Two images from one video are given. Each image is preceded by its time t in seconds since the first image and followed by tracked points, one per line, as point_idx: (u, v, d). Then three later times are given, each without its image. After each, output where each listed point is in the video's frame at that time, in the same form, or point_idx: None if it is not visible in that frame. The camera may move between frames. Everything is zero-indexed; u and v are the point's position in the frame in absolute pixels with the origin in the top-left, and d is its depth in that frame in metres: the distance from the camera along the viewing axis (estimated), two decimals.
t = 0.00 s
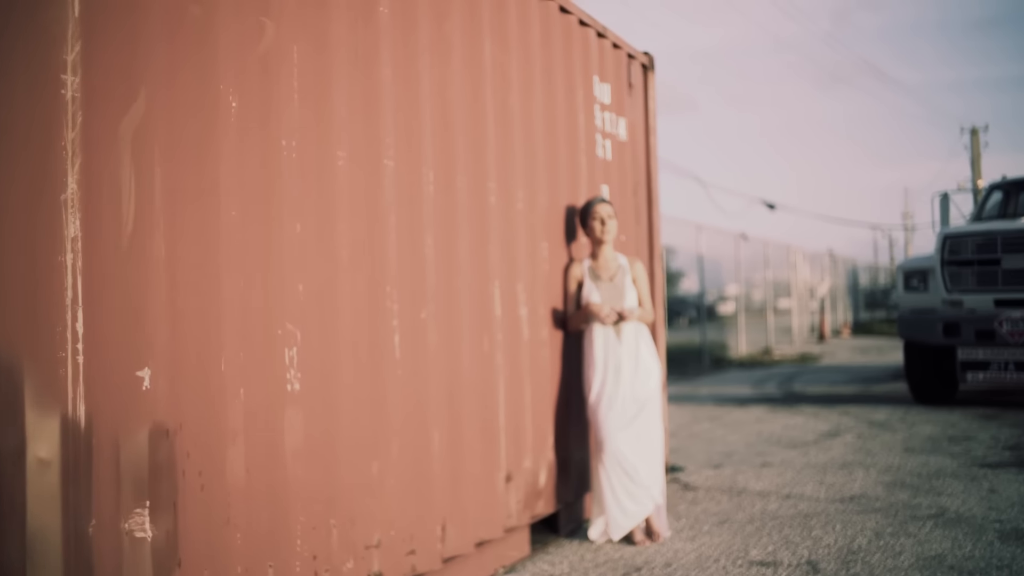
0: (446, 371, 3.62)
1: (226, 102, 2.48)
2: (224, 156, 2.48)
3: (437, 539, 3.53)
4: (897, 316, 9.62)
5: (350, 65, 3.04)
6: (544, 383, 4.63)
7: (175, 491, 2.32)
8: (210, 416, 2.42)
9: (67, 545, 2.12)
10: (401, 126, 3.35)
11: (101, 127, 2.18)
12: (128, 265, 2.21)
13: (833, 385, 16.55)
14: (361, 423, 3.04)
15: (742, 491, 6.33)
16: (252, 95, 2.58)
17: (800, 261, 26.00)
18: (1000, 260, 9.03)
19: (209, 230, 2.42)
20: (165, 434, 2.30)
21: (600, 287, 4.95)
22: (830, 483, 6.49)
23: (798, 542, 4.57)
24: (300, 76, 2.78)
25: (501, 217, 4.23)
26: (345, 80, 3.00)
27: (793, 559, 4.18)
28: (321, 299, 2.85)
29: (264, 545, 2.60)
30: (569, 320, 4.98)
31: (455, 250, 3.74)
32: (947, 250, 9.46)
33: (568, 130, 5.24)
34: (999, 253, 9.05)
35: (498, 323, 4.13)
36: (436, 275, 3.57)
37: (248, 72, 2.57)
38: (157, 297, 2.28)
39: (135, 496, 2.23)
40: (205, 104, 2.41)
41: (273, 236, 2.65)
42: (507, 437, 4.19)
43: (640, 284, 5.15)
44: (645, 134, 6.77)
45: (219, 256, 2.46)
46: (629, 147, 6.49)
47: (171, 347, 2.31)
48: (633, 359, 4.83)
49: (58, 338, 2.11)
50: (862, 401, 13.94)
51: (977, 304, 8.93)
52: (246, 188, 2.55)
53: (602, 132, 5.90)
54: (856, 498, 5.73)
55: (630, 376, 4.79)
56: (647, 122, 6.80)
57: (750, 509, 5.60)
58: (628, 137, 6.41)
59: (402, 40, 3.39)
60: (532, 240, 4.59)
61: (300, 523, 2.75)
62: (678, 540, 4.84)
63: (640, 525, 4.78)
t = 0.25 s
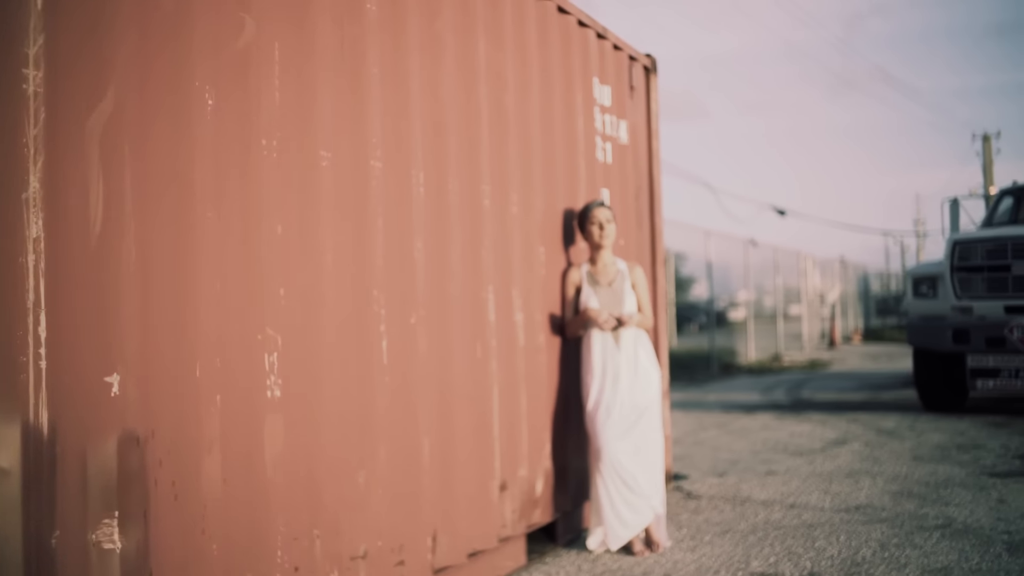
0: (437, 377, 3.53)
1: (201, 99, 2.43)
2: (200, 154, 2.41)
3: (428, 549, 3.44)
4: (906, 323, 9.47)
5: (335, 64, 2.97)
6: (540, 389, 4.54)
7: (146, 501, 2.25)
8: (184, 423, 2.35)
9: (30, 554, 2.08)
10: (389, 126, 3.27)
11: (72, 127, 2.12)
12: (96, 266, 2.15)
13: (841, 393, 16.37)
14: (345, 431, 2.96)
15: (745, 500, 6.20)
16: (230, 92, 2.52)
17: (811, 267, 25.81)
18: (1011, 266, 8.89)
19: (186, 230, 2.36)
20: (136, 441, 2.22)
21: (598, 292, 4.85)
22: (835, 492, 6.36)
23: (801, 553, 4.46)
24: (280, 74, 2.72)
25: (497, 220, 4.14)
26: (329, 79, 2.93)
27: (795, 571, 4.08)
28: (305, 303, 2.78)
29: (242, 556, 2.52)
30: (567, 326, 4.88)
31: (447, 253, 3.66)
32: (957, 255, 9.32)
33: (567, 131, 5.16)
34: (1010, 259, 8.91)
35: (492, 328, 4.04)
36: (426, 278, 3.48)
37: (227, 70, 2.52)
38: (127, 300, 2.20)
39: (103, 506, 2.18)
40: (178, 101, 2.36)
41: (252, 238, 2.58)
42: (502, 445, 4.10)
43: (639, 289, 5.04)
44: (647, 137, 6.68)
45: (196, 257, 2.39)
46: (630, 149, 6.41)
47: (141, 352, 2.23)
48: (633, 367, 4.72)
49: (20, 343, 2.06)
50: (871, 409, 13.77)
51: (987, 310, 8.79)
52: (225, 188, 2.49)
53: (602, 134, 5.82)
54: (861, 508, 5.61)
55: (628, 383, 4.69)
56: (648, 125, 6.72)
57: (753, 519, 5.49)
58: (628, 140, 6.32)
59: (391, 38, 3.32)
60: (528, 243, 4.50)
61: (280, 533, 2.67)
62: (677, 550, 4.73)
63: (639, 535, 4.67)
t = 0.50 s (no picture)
0: (427, 382, 3.45)
1: (175, 95, 2.38)
2: (172, 153, 2.37)
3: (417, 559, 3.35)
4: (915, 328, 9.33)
5: (318, 61, 2.90)
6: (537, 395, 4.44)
7: (114, 510, 2.22)
8: (155, 428, 2.30)
9: None
10: (376, 124, 3.20)
11: (30, 130, 2.17)
12: (60, 269, 2.17)
13: (851, 399, 16.18)
14: (329, 437, 2.87)
15: (749, 508, 6.08)
16: (206, 91, 2.47)
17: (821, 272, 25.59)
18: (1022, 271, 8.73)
19: (157, 232, 2.32)
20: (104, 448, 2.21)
21: (596, 295, 4.73)
22: (841, 499, 6.24)
23: (803, 563, 4.34)
24: (260, 70, 2.66)
25: (491, 221, 4.05)
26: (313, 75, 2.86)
27: None
28: (286, 306, 2.70)
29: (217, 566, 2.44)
30: (564, 330, 4.77)
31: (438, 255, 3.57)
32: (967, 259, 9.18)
33: (565, 131, 5.07)
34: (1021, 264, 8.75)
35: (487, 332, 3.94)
36: (416, 280, 3.40)
37: (203, 68, 2.47)
38: (92, 306, 2.20)
39: (68, 515, 2.19)
40: (149, 99, 2.32)
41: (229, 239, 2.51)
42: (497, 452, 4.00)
43: (638, 292, 4.94)
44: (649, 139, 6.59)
45: (167, 259, 2.34)
46: (631, 151, 6.31)
47: (107, 359, 2.22)
48: (632, 372, 4.62)
49: None
50: (881, 415, 13.59)
51: (997, 316, 8.64)
52: (201, 188, 2.44)
53: (602, 135, 5.73)
54: (867, 516, 5.49)
55: (627, 388, 4.59)
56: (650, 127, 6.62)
57: (756, 527, 5.37)
58: (629, 141, 6.23)
59: (378, 34, 3.24)
60: (525, 246, 4.41)
61: (259, 543, 2.59)
62: (678, 560, 4.62)
63: (638, 544, 4.56)
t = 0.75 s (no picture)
0: (416, 385, 3.37)
1: (148, 92, 2.35)
2: (145, 151, 2.33)
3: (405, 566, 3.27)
4: (924, 331, 9.18)
5: (301, 57, 2.84)
6: (533, 399, 4.35)
7: (81, 517, 2.19)
8: (127, 432, 2.26)
9: None
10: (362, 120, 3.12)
11: None
12: (24, 266, 2.14)
13: (860, 403, 16.01)
14: (311, 442, 2.81)
15: (752, 514, 5.97)
16: (182, 87, 2.42)
17: (831, 276, 25.38)
18: None
19: (129, 233, 2.29)
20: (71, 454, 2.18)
21: (594, 297, 4.62)
22: (846, 506, 6.11)
23: (805, 571, 4.24)
24: (240, 65, 2.61)
25: (485, 222, 3.97)
26: (295, 70, 2.80)
27: None
28: (265, 306, 2.64)
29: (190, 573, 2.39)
30: (561, 333, 4.66)
31: (429, 255, 3.50)
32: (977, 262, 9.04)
33: (562, 130, 4.99)
34: None
35: (479, 334, 3.86)
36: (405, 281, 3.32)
37: (179, 64, 2.42)
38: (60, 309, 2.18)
39: (33, 524, 2.16)
40: (122, 96, 2.29)
41: (205, 238, 2.46)
42: (491, 456, 3.91)
43: (636, 294, 4.83)
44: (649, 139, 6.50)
45: (139, 259, 2.30)
46: (631, 151, 6.22)
47: (76, 362, 2.19)
48: (630, 376, 4.51)
49: None
50: (890, 420, 13.41)
51: (1008, 319, 8.48)
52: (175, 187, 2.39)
53: (601, 135, 5.64)
54: (872, 523, 5.37)
55: (625, 393, 4.47)
56: (650, 126, 6.53)
57: (758, 535, 5.26)
58: (629, 141, 6.14)
59: (365, 29, 3.17)
60: (520, 246, 4.32)
61: (235, 549, 2.52)
62: (677, 567, 4.52)
63: (637, 552, 4.45)
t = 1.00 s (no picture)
0: (405, 388, 3.30)
1: (119, 85, 2.30)
2: (116, 146, 2.29)
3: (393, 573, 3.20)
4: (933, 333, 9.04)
5: (282, 51, 2.78)
6: (528, 402, 4.27)
7: (46, 523, 2.12)
8: (95, 435, 2.19)
9: None
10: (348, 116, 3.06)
11: None
12: None
13: (870, 407, 15.84)
14: (293, 447, 2.74)
15: (756, 519, 5.86)
16: (157, 81, 2.37)
17: (841, 278, 25.17)
18: None
19: (98, 229, 2.24)
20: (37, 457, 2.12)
21: (591, 298, 4.50)
22: (852, 510, 6.00)
23: None
24: (218, 59, 2.56)
25: (478, 221, 3.89)
26: (275, 64, 2.74)
27: None
28: (244, 306, 2.58)
29: None
30: (557, 335, 4.57)
31: (418, 255, 3.42)
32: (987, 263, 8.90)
33: (560, 128, 4.91)
34: None
35: (472, 336, 3.78)
36: (393, 281, 3.25)
37: (153, 58, 2.37)
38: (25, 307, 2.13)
39: None
40: (92, 90, 2.25)
41: (180, 235, 2.41)
42: (484, 460, 3.83)
43: (635, 295, 4.69)
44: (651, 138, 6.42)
45: (109, 256, 2.25)
46: (632, 150, 6.14)
47: (41, 362, 2.14)
48: (629, 379, 4.38)
49: None
50: (901, 424, 13.25)
51: (1019, 320, 8.34)
52: (148, 183, 2.34)
53: (600, 134, 5.56)
54: (877, 529, 5.26)
55: (623, 397, 4.34)
56: (652, 125, 6.44)
57: (761, 540, 5.16)
58: (629, 139, 6.05)
59: (351, 23, 3.11)
60: (516, 246, 4.24)
61: (212, 556, 2.45)
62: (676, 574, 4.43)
63: (634, 558, 4.36)
